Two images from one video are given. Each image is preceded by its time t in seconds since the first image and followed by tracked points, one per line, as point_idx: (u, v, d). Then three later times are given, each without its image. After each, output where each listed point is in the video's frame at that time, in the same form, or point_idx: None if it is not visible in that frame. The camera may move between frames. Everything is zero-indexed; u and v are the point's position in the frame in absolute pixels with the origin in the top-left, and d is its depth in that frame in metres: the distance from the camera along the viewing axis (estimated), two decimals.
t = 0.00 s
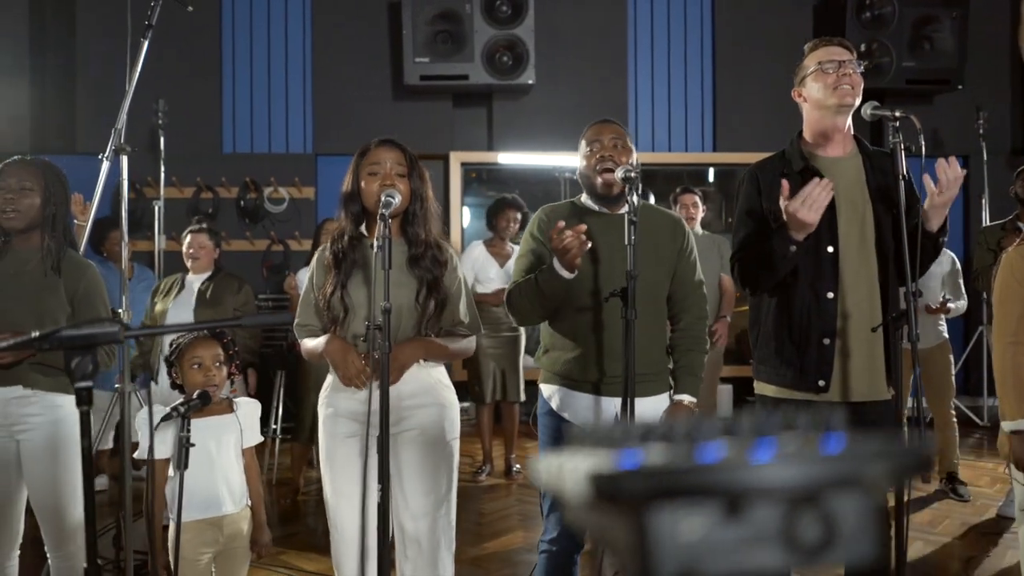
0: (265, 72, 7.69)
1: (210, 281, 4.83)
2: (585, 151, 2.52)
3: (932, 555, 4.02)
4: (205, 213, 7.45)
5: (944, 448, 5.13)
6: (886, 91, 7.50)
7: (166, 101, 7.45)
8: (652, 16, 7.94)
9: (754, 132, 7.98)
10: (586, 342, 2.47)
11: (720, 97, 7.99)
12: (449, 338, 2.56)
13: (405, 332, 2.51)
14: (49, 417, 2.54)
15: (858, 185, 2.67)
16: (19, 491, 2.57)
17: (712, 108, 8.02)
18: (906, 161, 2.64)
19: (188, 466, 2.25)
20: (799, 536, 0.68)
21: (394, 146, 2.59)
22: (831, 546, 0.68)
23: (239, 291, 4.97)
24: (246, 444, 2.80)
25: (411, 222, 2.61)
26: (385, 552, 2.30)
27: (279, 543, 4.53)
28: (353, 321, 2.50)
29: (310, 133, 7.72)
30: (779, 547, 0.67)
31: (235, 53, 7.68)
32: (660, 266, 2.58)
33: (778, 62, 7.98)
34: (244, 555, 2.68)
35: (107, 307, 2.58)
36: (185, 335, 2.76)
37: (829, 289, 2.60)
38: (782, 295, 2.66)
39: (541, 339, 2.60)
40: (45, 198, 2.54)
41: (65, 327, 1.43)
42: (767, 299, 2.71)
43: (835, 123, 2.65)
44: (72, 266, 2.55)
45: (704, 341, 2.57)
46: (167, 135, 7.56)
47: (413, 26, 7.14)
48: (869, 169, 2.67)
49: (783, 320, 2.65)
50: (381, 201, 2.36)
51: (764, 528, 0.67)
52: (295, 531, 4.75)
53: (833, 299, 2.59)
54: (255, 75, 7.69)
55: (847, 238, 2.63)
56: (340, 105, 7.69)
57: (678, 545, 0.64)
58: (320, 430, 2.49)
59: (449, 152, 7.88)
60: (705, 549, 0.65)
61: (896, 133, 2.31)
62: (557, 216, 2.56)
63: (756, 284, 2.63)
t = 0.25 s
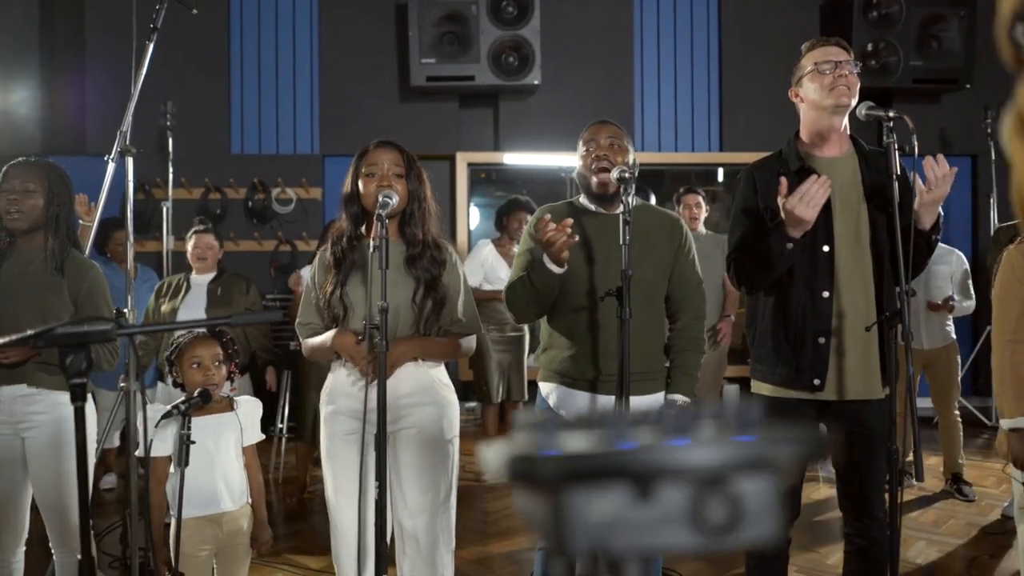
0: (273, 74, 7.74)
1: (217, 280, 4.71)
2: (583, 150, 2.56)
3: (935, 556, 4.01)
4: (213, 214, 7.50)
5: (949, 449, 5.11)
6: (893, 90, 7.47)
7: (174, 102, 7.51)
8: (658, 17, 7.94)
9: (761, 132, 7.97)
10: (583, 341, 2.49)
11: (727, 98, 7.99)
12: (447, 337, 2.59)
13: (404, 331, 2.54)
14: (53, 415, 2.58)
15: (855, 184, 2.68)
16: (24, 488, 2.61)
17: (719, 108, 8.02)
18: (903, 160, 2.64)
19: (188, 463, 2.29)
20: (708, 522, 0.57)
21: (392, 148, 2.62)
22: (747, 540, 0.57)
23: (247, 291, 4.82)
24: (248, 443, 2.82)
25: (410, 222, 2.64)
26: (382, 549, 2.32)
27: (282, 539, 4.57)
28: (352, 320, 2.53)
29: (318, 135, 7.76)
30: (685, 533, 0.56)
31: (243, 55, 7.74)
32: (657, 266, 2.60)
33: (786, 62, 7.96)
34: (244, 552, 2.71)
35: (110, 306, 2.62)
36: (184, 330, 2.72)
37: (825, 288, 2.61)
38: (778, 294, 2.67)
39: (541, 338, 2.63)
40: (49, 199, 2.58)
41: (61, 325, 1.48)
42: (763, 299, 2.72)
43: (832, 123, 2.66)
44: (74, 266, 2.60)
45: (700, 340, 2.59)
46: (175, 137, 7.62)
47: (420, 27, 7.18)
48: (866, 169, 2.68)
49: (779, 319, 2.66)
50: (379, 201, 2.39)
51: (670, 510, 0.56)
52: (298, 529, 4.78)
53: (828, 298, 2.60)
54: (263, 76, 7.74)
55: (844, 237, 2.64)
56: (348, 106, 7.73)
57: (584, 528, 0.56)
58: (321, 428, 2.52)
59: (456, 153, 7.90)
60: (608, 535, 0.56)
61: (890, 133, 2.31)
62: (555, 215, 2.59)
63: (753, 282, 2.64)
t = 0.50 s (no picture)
0: (279, 76, 7.80)
1: (216, 282, 4.63)
2: (577, 150, 2.60)
3: (934, 557, 4.01)
4: (219, 216, 7.56)
5: (951, 450, 5.11)
6: (897, 90, 7.47)
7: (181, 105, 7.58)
8: (662, 18, 7.96)
9: (764, 133, 7.98)
10: (573, 341, 2.52)
11: (731, 98, 8.00)
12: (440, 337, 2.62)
13: (396, 331, 2.57)
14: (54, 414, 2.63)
15: (845, 186, 2.70)
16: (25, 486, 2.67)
17: (722, 109, 8.03)
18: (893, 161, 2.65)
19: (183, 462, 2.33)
20: (594, 510, 0.58)
21: (385, 151, 2.65)
22: (631, 525, 0.58)
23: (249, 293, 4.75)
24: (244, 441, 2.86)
25: (403, 224, 2.67)
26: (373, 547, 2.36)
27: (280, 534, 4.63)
28: (346, 321, 2.57)
29: (323, 136, 7.82)
30: (574, 522, 0.57)
31: (249, 58, 7.81)
32: (648, 266, 2.62)
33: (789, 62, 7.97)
34: (240, 549, 2.75)
35: (109, 308, 2.67)
36: (182, 332, 2.78)
37: (814, 289, 2.63)
38: (768, 295, 2.69)
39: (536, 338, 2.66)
40: (49, 203, 2.64)
41: (46, 325, 1.52)
42: (754, 299, 2.74)
43: (821, 126, 2.68)
44: (74, 267, 2.65)
45: (693, 341, 2.61)
46: (182, 139, 7.69)
47: (424, 29, 7.22)
48: (856, 171, 2.70)
49: (768, 319, 2.68)
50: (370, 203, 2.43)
51: (559, 501, 0.57)
52: (298, 528, 4.82)
53: (817, 298, 2.63)
54: (269, 79, 7.80)
55: (833, 238, 2.66)
56: (352, 108, 7.78)
57: (479, 513, 0.57)
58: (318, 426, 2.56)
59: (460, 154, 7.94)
60: (503, 523, 0.56)
61: (876, 133, 2.33)
62: (548, 217, 2.62)
63: (743, 283, 2.66)
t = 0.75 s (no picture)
0: (284, 79, 7.88)
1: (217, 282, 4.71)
2: (567, 157, 2.66)
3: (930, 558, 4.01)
4: (225, 218, 7.64)
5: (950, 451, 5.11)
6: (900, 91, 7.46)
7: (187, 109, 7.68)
8: (665, 20, 7.99)
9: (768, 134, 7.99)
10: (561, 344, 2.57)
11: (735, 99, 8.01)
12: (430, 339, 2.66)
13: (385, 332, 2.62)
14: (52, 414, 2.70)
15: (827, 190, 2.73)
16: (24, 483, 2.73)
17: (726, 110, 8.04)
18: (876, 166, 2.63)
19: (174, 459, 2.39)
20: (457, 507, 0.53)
21: (375, 157, 2.71)
22: (490, 520, 0.53)
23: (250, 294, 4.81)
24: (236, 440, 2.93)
25: (393, 228, 2.72)
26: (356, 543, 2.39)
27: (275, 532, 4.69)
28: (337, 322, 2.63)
29: (328, 139, 7.89)
30: (433, 515, 0.53)
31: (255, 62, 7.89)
32: (634, 269, 2.65)
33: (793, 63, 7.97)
34: (232, 545, 2.81)
35: (106, 310, 2.74)
36: (177, 333, 2.84)
37: (796, 291, 2.66)
38: (751, 297, 2.72)
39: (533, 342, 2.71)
40: (46, 207, 2.70)
41: (28, 329, 1.58)
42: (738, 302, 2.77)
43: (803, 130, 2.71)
44: (72, 271, 2.72)
45: (682, 344, 2.64)
46: (189, 142, 7.78)
47: (427, 32, 7.28)
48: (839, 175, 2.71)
49: (750, 321, 2.71)
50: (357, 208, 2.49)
51: (420, 492, 0.53)
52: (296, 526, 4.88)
53: (798, 301, 2.66)
54: (275, 82, 7.87)
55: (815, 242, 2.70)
56: (357, 111, 7.84)
57: (338, 506, 0.53)
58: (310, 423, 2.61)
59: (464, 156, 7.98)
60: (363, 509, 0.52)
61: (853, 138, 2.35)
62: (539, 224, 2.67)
63: (727, 285, 2.70)
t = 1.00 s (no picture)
0: (291, 82, 7.93)
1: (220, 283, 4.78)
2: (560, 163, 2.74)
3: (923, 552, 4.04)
4: (233, 219, 7.72)
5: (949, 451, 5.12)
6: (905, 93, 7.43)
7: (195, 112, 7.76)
8: (669, 22, 7.98)
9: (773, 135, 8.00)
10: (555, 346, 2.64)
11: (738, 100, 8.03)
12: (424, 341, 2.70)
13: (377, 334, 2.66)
14: (53, 413, 2.76)
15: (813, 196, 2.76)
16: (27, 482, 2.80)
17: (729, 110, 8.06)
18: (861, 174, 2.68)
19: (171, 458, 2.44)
20: (361, 496, 0.52)
21: (371, 162, 2.75)
22: (392, 510, 0.53)
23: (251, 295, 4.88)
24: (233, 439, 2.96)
25: (387, 232, 2.74)
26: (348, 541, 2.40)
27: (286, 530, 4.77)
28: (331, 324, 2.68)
29: (334, 140, 7.94)
30: (341, 508, 0.52)
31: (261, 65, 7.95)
32: (625, 274, 2.68)
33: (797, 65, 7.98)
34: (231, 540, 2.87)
35: (106, 312, 2.81)
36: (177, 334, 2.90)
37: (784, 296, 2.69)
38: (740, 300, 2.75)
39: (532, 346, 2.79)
40: (47, 212, 2.77)
41: (21, 331, 1.65)
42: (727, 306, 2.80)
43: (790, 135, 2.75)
44: (73, 273, 2.79)
45: (674, 350, 2.63)
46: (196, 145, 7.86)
47: (431, 35, 7.35)
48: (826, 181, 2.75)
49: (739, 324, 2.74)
50: (349, 213, 2.55)
51: (328, 493, 0.52)
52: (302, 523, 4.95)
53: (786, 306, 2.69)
54: (282, 84, 7.92)
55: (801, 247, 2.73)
56: (364, 113, 7.91)
57: (252, 499, 0.52)
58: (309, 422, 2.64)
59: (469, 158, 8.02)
60: (269, 514, 0.51)
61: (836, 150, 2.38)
62: (533, 232, 2.78)
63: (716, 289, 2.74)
